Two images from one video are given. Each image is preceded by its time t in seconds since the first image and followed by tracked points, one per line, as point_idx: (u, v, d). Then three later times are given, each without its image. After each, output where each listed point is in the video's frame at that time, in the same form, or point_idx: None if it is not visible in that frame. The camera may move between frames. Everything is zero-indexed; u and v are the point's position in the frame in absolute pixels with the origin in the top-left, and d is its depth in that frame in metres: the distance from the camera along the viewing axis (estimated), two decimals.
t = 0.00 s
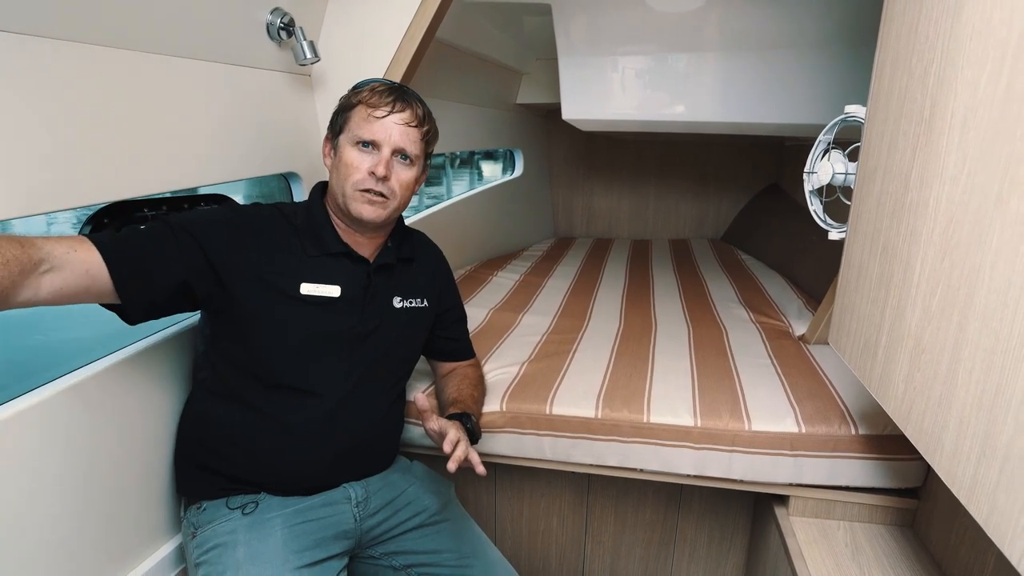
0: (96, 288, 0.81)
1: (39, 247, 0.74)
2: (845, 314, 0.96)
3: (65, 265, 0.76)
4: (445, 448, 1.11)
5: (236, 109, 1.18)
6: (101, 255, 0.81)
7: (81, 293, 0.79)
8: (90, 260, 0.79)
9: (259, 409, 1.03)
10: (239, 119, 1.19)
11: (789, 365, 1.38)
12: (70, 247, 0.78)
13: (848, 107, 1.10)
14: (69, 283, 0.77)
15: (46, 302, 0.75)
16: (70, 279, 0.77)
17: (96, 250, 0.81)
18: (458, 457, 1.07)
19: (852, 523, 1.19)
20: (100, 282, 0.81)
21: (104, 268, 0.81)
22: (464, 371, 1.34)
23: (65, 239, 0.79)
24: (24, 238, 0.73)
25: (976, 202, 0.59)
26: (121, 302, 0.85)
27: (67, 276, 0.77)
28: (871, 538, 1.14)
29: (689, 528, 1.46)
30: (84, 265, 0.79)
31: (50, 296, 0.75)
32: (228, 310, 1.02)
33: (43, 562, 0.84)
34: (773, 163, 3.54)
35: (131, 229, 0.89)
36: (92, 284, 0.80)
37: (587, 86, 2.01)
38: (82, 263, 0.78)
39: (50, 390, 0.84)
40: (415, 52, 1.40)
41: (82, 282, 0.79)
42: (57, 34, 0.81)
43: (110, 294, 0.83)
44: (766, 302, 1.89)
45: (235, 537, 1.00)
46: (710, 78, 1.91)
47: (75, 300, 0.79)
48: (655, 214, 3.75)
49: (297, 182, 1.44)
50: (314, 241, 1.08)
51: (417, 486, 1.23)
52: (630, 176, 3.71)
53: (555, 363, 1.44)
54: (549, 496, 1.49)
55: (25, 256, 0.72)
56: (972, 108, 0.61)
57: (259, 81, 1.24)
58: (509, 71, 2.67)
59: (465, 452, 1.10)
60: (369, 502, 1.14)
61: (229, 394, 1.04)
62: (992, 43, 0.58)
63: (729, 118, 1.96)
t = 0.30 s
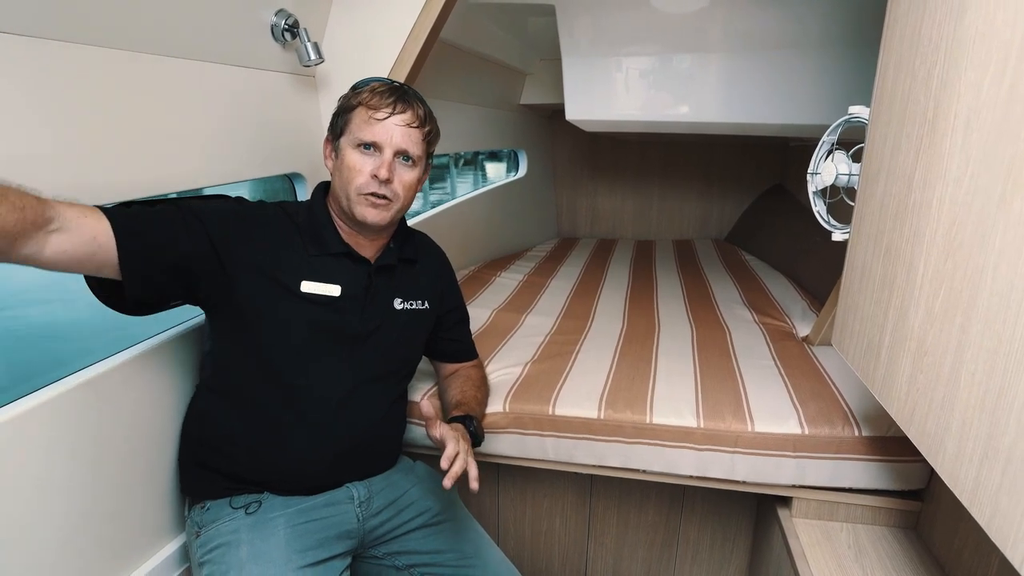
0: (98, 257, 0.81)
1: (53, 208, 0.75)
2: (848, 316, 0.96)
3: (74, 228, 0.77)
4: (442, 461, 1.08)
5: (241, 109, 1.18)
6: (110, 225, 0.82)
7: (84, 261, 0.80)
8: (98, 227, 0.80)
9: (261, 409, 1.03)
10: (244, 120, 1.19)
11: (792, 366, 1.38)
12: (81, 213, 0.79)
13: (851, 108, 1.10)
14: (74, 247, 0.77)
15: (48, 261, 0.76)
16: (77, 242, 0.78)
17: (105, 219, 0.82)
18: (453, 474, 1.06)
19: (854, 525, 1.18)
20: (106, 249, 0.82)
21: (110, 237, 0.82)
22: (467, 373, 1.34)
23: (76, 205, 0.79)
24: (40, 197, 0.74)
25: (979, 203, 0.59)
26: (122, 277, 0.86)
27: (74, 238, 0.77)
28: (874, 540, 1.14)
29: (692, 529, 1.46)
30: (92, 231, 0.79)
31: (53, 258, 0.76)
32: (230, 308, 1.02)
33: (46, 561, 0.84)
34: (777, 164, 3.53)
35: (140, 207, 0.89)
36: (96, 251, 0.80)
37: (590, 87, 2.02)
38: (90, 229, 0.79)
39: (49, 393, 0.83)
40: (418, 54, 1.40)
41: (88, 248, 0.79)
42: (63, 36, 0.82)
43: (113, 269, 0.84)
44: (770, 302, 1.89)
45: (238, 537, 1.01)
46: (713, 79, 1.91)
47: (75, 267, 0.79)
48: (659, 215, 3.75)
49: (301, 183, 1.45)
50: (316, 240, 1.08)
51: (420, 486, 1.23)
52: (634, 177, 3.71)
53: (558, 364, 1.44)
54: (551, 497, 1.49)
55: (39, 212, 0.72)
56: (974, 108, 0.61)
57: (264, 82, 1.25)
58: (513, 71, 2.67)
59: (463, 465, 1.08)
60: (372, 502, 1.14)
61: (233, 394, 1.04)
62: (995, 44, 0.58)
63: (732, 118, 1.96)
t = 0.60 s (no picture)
0: (101, 257, 0.82)
1: (62, 208, 0.76)
2: (851, 316, 0.95)
3: (81, 227, 0.78)
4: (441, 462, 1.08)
5: (244, 109, 1.19)
6: (113, 223, 0.82)
7: (89, 261, 0.81)
8: (102, 226, 0.81)
9: (263, 407, 1.04)
10: (247, 120, 1.20)
11: (795, 366, 1.38)
12: (85, 212, 0.79)
13: (855, 108, 1.10)
14: (80, 246, 0.78)
15: (55, 260, 0.76)
16: (83, 242, 0.78)
17: (108, 217, 0.82)
18: (453, 473, 1.06)
19: (857, 526, 1.18)
20: (110, 249, 0.82)
21: (114, 236, 0.82)
22: (469, 372, 1.34)
23: (79, 205, 0.80)
24: (48, 196, 0.75)
25: (981, 203, 0.59)
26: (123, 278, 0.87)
27: (81, 237, 0.78)
28: (877, 540, 1.14)
29: (694, 529, 1.46)
30: (97, 230, 0.80)
31: (59, 259, 0.77)
32: (233, 306, 1.03)
33: (49, 561, 0.84)
34: (781, 164, 3.53)
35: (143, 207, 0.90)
36: (100, 250, 0.81)
37: (594, 87, 2.02)
38: (95, 228, 0.80)
39: (50, 392, 0.84)
40: (421, 53, 1.41)
41: (93, 247, 0.80)
42: (68, 36, 0.83)
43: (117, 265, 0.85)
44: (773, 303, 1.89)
45: (241, 534, 1.01)
46: (717, 79, 1.90)
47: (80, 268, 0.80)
48: (662, 215, 3.74)
49: (305, 183, 1.46)
50: (318, 239, 1.09)
51: (422, 485, 1.23)
52: (638, 177, 3.71)
53: (560, 364, 1.44)
54: (554, 496, 1.49)
55: (52, 211, 0.74)
56: (976, 107, 0.61)
57: (267, 82, 1.25)
58: (516, 71, 2.67)
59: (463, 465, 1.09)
60: (375, 500, 1.14)
61: (235, 391, 1.04)
62: (997, 42, 0.58)
63: (736, 118, 1.95)
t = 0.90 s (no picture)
0: (107, 265, 0.82)
1: (66, 217, 0.76)
2: (854, 316, 0.95)
3: (84, 237, 0.78)
4: (444, 460, 1.08)
5: (249, 110, 1.20)
6: (118, 231, 0.83)
7: (95, 269, 0.81)
8: (106, 234, 0.81)
9: (267, 406, 1.04)
10: (252, 120, 1.21)
11: (798, 367, 1.37)
12: (89, 220, 0.80)
13: (858, 108, 1.10)
14: (85, 255, 0.79)
15: (61, 270, 0.77)
16: (88, 250, 0.79)
17: (112, 225, 0.83)
18: (456, 471, 1.06)
19: (860, 526, 1.18)
20: (115, 257, 0.83)
21: (119, 242, 0.83)
22: (472, 371, 1.34)
23: (85, 213, 0.81)
24: (51, 206, 0.76)
25: (983, 203, 0.59)
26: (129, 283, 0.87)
27: (85, 247, 0.78)
28: (880, 541, 1.14)
29: (697, 529, 1.46)
30: (101, 239, 0.80)
31: (66, 268, 0.77)
32: (237, 306, 1.04)
33: (52, 560, 0.85)
34: (785, 164, 3.52)
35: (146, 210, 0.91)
36: (106, 258, 0.82)
37: (597, 87, 2.02)
38: (99, 236, 0.80)
39: (51, 393, 0.84)
40: (425, 54, 1.41)
41: (98, 256, 0.80)
42: (74, 36, 0.84)
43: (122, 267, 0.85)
44: (777, 303, 1.88)
45: (245, 532, 1.01)
46: (720, 79, 1.91)
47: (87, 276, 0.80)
48: (666, 215, 3.74)
49: (309, 182, 1.46)
50: (321, 238, 1.09)
51: (425, 483, 1.24)
52: (641, 177, 3.70)
53: (563, 363, 1.44)
54: (557, 495, 1.49)
55: (54, 221, 0.74)
56: (979, 108, 0.61)
57: (272, 83, 1.26)
58: (520, 72, 2.68)
59: (465, 462, 1.09)
60: (377, 498, 1.15)
61: (239, 390, 1.05)
62: (1000, 43, 0.58)
63: (740, 118, 1.95)
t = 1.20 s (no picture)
0: (113, 256, 0.83)
1: (73, 207, 0.77)
2: (858, 317, 0.95)
3: (92, 227, 0.79)
4: (449, 461, 1.08)
5: (255, 111, 1.20)
6: (126, 223, 0.83)
7: (100, 261, 0.82)
8: (114, 225, 0.82)
9: (273, 405, 1.05)
10: (258, 121, 1.21)
11: (802, 368, 1.38)
12: (99, 211, 0.81)
13: (863, 110, 1.10)
14: (91, 245, 0.79)
15: (66, 259, 0.77)
16: (95, 241, 0.80)
17: (122, 218, 0.83)
18: (460, 471, 1.06)
19: (864, 527, 1.18)
20: (122, 248, 0.84)
21: (127, 235, 0.83)
22: (477, 371, 1.35)
23: (94, 204, 0.82)
24: (60, 197, 0.77)
25: (987, 205, 0.59)
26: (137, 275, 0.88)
27: (92, 237, 0.79)
28: (884, 542, 1.14)
29: (700, 530, 1.46)
30: (109, 229, 0.81)
31: (72, 258, 0.78)
32: (244, 305, 1.04)
33: (59, 557, 0.85)
34: (790, 166, 3.52)
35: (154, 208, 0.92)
36: (112, 249, 0.82)
37: (601, 88, 2.02)
38: (107, 228, 0.81)
39: (55, 394, 0.84)
40: (430, 55, 1.42)
41: (104, 247, 0.81)
42: (82, 38, 0.85)
43: (129, 266, 0.86)
44: (781, 304, 1.88)
45: (250, 531, 1.02)
46: (724, 80, 1.91)
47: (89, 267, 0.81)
48: (669, 216, 3.74)
49: (314, 183, 1.47)
50: (328, 238, 1.10)
51: (429, 483, 1.24)
52: (645, 177, 3.70)
53: (567, 364, 1.44)
54: (560, 496, 1.50)
55: (61, 210, 0.75)
56: (983, 110, 0.61)
57: (278, 84, 1.27)
58: (524, 72, 2.68)
59: (470, 462, 1.09)
60: (382, 498, 1.15)
61: (246, 390, 1.06)
62: (1005, 45, 0.58)
63: (744, 119, 1.95)
